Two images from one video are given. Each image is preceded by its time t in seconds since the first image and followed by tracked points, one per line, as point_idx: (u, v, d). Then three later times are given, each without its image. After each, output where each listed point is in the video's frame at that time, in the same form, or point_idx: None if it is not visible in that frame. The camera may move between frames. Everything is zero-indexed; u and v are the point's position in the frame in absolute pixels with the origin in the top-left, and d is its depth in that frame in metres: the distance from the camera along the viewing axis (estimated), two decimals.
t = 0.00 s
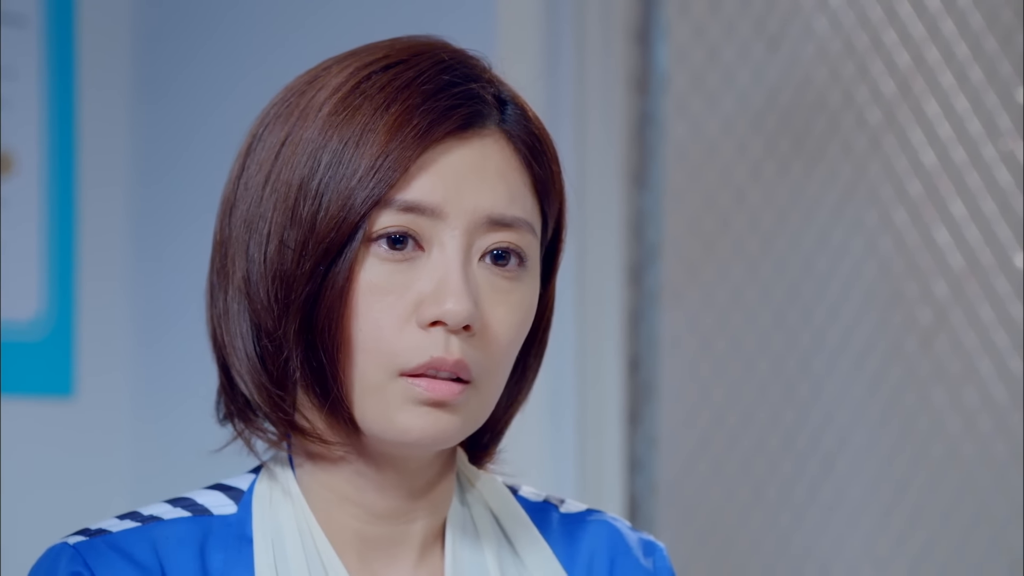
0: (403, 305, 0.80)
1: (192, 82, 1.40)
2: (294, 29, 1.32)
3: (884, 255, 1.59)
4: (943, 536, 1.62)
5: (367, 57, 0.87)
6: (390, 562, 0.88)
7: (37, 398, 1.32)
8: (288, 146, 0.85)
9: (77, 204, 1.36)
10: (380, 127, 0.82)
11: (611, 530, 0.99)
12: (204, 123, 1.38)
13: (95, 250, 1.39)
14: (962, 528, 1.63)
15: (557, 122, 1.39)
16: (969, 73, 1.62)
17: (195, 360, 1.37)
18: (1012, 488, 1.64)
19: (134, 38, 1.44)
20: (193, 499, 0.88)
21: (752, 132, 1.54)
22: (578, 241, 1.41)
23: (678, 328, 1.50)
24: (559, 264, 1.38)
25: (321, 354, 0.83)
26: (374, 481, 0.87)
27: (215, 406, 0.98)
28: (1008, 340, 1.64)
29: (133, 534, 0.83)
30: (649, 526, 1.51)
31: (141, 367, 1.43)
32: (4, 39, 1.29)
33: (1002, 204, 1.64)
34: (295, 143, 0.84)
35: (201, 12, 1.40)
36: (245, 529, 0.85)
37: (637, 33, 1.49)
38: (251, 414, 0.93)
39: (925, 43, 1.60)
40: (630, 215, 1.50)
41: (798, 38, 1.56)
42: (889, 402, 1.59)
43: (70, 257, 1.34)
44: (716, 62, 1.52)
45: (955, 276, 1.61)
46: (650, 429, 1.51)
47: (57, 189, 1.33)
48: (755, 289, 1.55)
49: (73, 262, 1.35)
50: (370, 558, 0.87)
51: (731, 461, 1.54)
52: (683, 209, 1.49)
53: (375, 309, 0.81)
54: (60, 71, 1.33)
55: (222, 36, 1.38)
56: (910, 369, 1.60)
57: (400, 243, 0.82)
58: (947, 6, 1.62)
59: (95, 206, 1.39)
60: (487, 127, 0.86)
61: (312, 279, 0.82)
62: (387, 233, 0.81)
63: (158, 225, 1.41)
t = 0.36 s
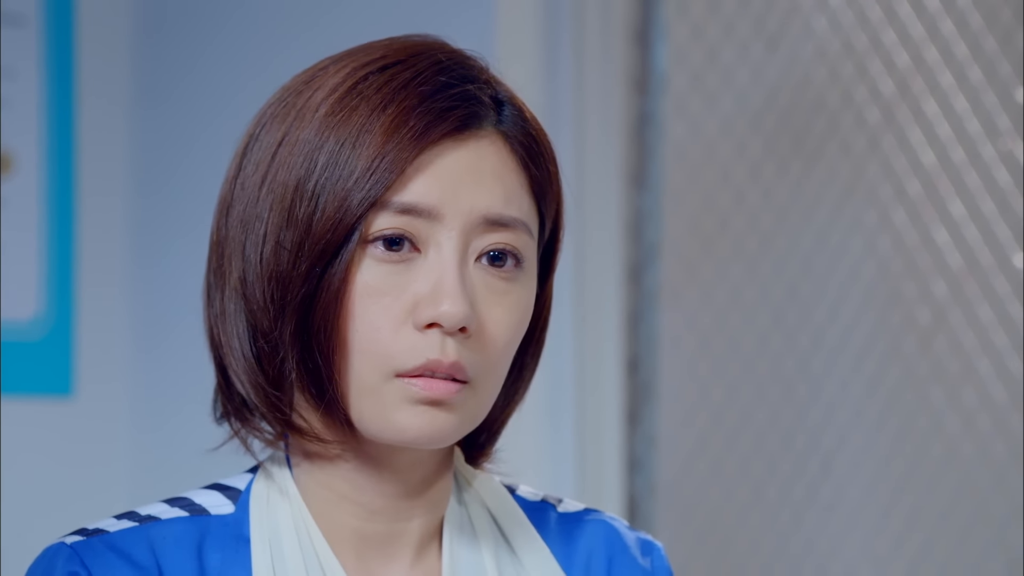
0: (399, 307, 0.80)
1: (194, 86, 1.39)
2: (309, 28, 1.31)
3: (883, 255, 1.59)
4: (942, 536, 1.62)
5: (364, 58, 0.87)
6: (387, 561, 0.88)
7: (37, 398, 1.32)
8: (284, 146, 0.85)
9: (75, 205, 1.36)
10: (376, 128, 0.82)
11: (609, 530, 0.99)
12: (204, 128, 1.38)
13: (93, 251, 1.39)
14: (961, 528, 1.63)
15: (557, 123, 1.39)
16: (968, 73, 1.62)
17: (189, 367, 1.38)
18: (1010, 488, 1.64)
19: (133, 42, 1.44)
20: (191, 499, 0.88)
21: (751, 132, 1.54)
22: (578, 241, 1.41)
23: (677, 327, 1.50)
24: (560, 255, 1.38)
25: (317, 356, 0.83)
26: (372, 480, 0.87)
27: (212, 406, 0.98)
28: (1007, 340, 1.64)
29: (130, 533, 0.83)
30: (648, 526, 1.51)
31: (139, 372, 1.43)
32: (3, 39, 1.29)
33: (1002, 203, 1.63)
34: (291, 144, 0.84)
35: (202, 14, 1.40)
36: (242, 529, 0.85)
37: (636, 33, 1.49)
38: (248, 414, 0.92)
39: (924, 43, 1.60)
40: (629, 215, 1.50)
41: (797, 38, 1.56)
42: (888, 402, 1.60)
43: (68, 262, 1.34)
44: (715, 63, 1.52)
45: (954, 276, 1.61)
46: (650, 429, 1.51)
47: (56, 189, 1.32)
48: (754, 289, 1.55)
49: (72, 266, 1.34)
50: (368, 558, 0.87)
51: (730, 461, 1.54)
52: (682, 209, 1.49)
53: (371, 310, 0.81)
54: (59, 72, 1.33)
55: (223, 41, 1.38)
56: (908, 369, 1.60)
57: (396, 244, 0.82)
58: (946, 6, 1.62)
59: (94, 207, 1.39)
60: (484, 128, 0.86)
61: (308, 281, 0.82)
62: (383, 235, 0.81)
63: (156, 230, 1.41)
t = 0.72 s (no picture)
0: (399, 309, 0.80)
1: (195, 89, 1.40)
2: (313, 26, 1.31)
3: (883, 255, 1.59)
4: (942, 536, 1.62)
5: (364, 59, 0.87)
6: (388, 561, 0.88)
7: (37, 398, 1.32)
8: (285, 148, 0.85)
9: (76, 207, 1.36)
10: (376, 129, 0.82)
11: (610, 531, 0.99)
12: (204, 129, 1.38)
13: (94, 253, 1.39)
14: (961, 528, 1.63)
15: (557, 123, 1.39)
16: (968, 73, 1.62)
17: (189, 368, 1.38)
18: (1010, 488, 1.64)
19: (134, 44, 1.44)
20: (192, 499, 0.88)
21: (751, 133, 1.54)
22: (578, 241, 1.41)
23: (678, 328, 1.51)
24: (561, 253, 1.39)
25: (318, 358, 0.83)
26: (372, 480, 0.87)
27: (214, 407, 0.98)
28: (1007, 341, 1.64)
29: (132, 533, 0.83)
30: (649, 526, 1.51)
31: (139, 370, 1.43)
32: (4, 39, 1.29)
33: (1002, 203, 1.63)
34: (291, 145, 0.84)
35: (203, 15, 1.40)
36: (243, 529, 0.85)
37: (636, 34, 1.49)
38: (249, 415, 0.92)
39: (924, 43, 1.60)
40: (630, 215, 1.50)
41: (797, 38, 1.56)
42: (889, 402, 1.60)
43: (69, 261, 1.34)
44: (715, 63, 1.52)
45: (954, 276, 1.61)
46: (650, 430, 1.51)
47: (56, 191, 1.32)
48: (754, 289, 1.55)
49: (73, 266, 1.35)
50: (369, 558, 0.87)
51: (730, 461, 1.54)
52: (682, 209, 1.50)
53: (371, 312, 0.81)
54: (60, 73, 1.33)
55: (225, 43, 1.38)
56: (909, 369, 1.60)
57: (396, 246, 0.82)
58: (946, 6, 1.62)
59: (94, 208, 1.39)
60: (483, 129, 0.86)
61: (308, 283, 0.82)
62: (383, 237, 0.81)
63: (157, 229, 1.41)
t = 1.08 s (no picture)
0: (395, 311, 0.80)
1: (192, 90, 1.39)
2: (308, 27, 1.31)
3: (880, 255, 1.59)
4: (939, 536, 1.62)
5: (359, 61, 0.87)
6: (386, 561, 0.88)
7: (35, 398, 1.33)
8: (280, 149, 0.85)
9: (73, 208, 1.36)
10: (372, 132, 0.82)
11: (607, 532, 0.99)
12: (202, 130, 1.38)
13: (91, 254, 1.39)
14: (959, 529, 1.63)
15: (554, 124, 1.39)
16: (965, 73, 1.62)
17: (188, 367, 1.39)
18: (1008, 488, 1.64)
19: (132, 44, 1.43)
20: (189, 499, 0.88)
21: (748, 133, 1.54)
22: (575, 242, 1.41)
23: (675, 328, 1.51)
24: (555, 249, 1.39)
25: (315, 362, 0.83)
26: (369, 480, 0.87)
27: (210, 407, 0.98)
28: (1005, 341, 1.64)
29: (129, 533, 0.83)
30: (646, 525, 1.52)
31: (137, 373, 1.43)
32: (3, 40, 1.29)
33: (999, 203, 1.63)
34: (287, 147, 0.84)
35: (202, 16, 1.40)
36: (240, 529, 0.85)
37: (633, 34, 1.50)
38: (245, 415, 0.92)
39: (921, 43, 1.60)
40: (626, 215, 1.50)
41: (794, 38, 1.56)
42: (886, 402, 1.60)
43: (67, 261, 1.34)
44: (712, 63, 1.52)
45: (951, 276, 1.61)
46: (647, 430, 1.52)
47: (53, 191, 1.32)
48: (751, 289, 1.55)
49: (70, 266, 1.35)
50: (366, 558, 0.87)
51: (727, 461, 1.55)
52: (679, 210, 1.50)
53: (367, 315, 0.81)
54: (57, 73, 1.33)
55: (222, 44, 1.38)
56: (906, 368, 1.60)
57: (392, 249, 0.82)
58: (943, 6, 1.62)
59: (92, 209, 1.39)
60: (479, 131, 0.86)
61: (304, 286, 0.82)
62: (379, 240, 0.81)
63: (153, 230, 1.41)
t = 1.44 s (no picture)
0: (387, 318, 0.81)
1: (190, 92, 1.40)
2: (304, 28, 1.32)
3: (878, 256, 1.60)
4: (936, 535, 1.64)
5: (330, 67, 0.85)
6: (386, 560, 0.89)
7: (33, 399, 1.33)
8: (260, 162, 0.84)
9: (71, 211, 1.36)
10: (350, 139, 0.82)
11: (607, 534, 1.00)
12: (201, 132, 1.39)
13: (89, 256, 1.39)
14: (955, 529, 1.64)
15: (550, 125, 1.40)
16: (963, 73, 1.62)
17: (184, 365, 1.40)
18: (1005, 488, 1.65)
19: (132, 38, 1.43)
20: (191, 497, 0.88)
21: (746, 133, 1.55)
22: (573, 241, 1.42)
23: (673, 328, 1.51)
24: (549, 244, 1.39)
25: (309, 371, 0.84)
26: (368, 480, 0.88)
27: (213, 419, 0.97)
28: (1002, 342, 1.65)
29: (131, 530, 0.84)
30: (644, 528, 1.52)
31: (137, 373, 1.43)
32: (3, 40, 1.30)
33: (997, 204, 1.64)
34: (265, 159, 0.84)
35: (198, 17, 1.40)
36: (242, 528, 0.86)
37: (631, 33, 1.50)
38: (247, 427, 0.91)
39: (918, 44, 1.61)
40: (625, 215, 1.50)
41: (792, 38, 1.56)
42: (883, 402, 1.61)
43: (63, 263, 1.34)
44: (710, 63, 1.53)
45: (948, 277, 1.62)
46: (644, 429, 1.52)
47: (51, 193, 1.33)
48: (749, 289, 1.56)
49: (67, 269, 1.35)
50: (366, 557, 0.88)
51: (725, 461, 1.56)
52: (677, 210, 1.50)
53: (359, 324, 0.82)
54: (55, 76, 1.33)
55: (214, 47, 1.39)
56: (903, 369, 1.61)
57: (379, 255, 0.82)
58: (940, 6, 1.62)
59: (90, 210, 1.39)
60: (456, 129, 0.85)
61: (293, 298, 0.83)
62: (366, 248, 0.82)
63: (151, 233, 1.41)
